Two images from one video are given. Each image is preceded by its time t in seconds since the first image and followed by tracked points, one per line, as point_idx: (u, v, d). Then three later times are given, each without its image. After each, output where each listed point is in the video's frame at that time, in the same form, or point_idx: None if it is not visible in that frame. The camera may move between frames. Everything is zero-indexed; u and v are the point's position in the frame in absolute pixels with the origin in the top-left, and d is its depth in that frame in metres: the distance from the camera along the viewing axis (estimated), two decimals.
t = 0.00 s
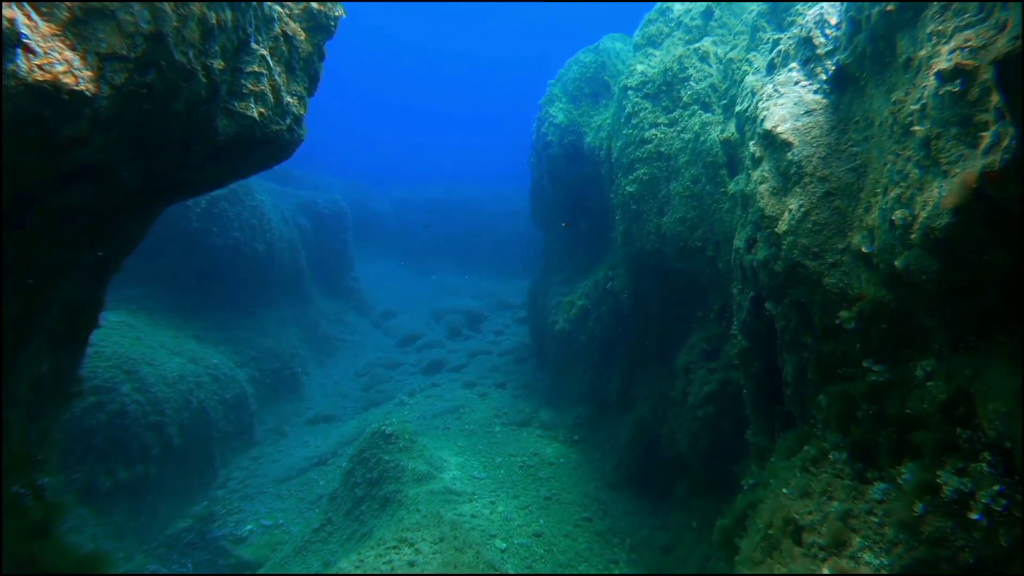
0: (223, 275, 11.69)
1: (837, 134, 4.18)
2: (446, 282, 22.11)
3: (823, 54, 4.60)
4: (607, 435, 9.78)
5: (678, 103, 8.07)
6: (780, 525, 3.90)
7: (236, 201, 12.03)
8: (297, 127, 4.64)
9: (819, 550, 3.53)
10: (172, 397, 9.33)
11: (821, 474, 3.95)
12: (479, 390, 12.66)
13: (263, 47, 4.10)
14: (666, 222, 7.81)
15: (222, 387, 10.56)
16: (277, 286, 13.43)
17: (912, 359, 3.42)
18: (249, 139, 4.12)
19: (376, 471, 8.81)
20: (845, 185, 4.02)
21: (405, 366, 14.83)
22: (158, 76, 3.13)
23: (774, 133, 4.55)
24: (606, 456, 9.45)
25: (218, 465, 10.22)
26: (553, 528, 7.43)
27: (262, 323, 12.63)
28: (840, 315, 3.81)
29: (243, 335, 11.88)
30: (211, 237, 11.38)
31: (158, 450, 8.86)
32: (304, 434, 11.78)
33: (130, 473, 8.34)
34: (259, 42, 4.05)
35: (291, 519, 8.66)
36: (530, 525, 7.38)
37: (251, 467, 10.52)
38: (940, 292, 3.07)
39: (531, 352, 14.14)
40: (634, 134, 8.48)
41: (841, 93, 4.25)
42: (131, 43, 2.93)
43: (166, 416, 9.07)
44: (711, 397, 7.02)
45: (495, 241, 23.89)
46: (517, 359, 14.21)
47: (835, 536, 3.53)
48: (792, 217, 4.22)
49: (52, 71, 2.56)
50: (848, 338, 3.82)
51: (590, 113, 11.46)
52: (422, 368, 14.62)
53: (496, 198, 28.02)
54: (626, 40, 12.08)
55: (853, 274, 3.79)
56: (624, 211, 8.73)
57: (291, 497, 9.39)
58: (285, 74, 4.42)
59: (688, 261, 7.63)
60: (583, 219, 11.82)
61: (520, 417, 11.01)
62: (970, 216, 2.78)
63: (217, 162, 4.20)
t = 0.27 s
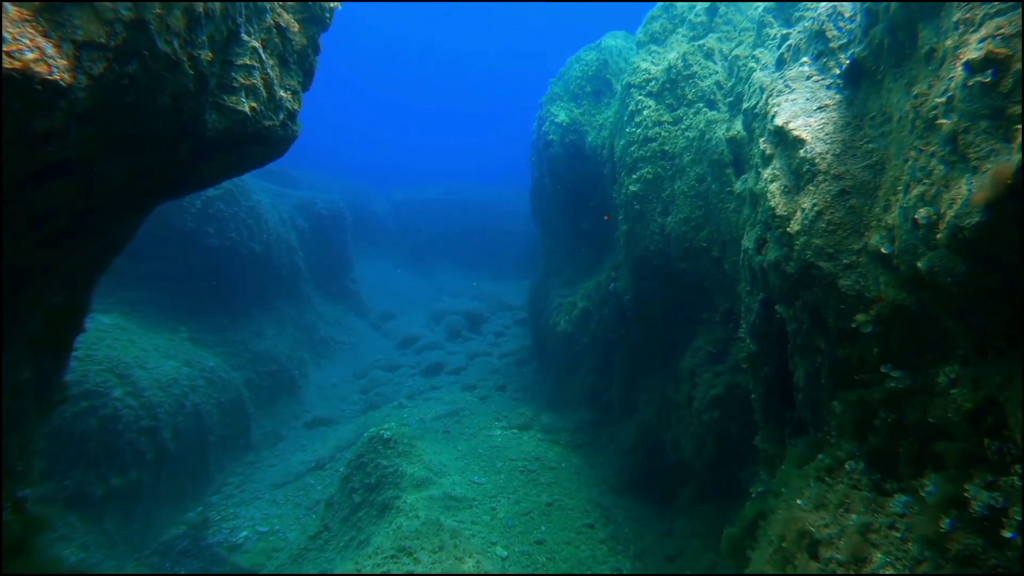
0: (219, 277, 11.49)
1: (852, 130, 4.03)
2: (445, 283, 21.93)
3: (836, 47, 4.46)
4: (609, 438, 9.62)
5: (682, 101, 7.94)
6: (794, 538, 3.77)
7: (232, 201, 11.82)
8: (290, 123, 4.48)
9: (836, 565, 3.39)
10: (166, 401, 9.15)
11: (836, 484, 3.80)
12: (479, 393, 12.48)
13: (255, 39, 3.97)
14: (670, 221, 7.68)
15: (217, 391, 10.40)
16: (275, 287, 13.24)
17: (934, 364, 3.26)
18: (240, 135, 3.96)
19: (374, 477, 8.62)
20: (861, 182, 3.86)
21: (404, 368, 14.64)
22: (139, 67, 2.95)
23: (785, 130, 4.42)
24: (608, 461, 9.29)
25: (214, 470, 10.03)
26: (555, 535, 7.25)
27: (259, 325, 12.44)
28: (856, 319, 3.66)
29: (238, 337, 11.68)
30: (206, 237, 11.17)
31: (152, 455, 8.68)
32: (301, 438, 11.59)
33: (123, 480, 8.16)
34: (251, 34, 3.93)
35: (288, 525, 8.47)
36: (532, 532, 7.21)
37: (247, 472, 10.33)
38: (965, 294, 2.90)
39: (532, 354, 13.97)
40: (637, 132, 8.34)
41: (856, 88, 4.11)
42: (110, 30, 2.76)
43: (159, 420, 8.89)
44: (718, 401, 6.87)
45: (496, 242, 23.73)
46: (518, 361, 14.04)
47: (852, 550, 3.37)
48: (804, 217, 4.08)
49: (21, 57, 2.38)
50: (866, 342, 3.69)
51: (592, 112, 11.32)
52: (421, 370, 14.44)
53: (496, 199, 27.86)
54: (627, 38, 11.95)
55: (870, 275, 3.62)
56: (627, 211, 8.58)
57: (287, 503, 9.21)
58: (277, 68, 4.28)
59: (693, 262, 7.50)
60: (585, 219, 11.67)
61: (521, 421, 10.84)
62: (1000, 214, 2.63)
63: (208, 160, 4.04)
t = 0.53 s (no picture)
0: (215, 278, 11.33)
1: (869, 125, 3.86)
2: (445, 285, 21.75)
3: (851, 40, 4.29)
4: (612, 443, 9.44)
5: (686, 99, 7.77)
6: (813, 554, 3.61)
7: (228, 202, 11.61)
8: (282, 119, 4.31)
9: None
10: (161, 405, 8.97)
11: (858, 498, 3.61)
12: (479, 397, 12.29)
13: (245, 30, 3.82)
14: (675, 222, 7.52)
15: (212, 394, 10.22)
16: (272, 289, 13.05)
17: (962, 372, 3.09)
18: (230, 132, 3.80)
19: (372, 483, 8.43)
20: (880, 180, 3.69)
21: (403, 371, 14.45)
22: (121, 57, 2.79)
23: (798, 127, 4.25)
24: (611, 466, 9.10)
25: (209, 475, 9.84)
26: (558, 543, 7.06)
27: (256, 327, 12.25)
28: (877, 324, 3.47)
29: (234, 340, 11.48)
30: (202, 239, 11.00)
31: (147, 460, 8.50)
32: (298, 442, 11.40)
33: (117, 486, 7.96)
34: (242, 26, 3.78)
35: (283, 532, 8.28)
36: (534, 540, 7.02)
37: (243, 477, 10.15)
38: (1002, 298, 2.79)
39: (532, 357, 13.78)
40: (640, 131, 8.16)
41: (873, 82, 3.94)
42: (86, 16, 2.60)
43: (154, 425, 8.71)
44: (725, 406, 6.71)
45: (496, 243, 23.58)
46: (518, 363, 13.86)
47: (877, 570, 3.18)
48: (819, 217, 3.91)
49: None
50: (887, 349, 3.50)
51: (593, 111, 11.16)
52: (420, 373, 14.25)
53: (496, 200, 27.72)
54: (629, 37, 11.81)
55: (890, 277, 3.46)
56: (630, 212, 8.40)
57: (284, 508, 9.02)
58: (270, 61, 4.14)
59: (698, 264, 7.34)
60: (586, 220, 11.50)
61: (522, 425, 10.66)
62: None
63: (198, 156, 3.86)
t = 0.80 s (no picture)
0: (211, 280, 11.18)
1: (891, 120, 3.67)
2: (445, 286, 21.56)
3: (870, 32, 4.10)
4: (616, 449, 9.25)
5: (691, 97, 7.60)
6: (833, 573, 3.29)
7: (225, 202, 11.42)
8: (275, 115, 4.15)
9: None
10: (156, 409, 8.80)
11: (881, 514, 3.41)
12: (478, 401, 12.10)
13: (236, 20, 3.67)
14: (680, 223, 7.34)
15: (208, 398, 10.06)
16: (269, 291, 12.87)
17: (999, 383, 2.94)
18: (221, 129, 3.66)
19: (370, 490, 8.23)
20: (903, 178, 3.49)
21: (401, 374, 14.25)
22: (99, 42, 2.70)
23: (814, 123, 4.06)
24: (615, 472, 8.91)
25: (205, 480, 9.65)
26: (561, 552, 6.86)
27: (253, 329, 12.07)
28: (901, 329, 3.30)
29: (231, 342, 11.31)
30: (198, 240, 10.84)
31: (142, 467, 8.31)
32: (295, 446, 11.20)
33: (110, 492, 7.77)
34: (233, 16, 3.63)
35: (280, 539, 8.08)
36: (536, 548, 6.83)
37: (239, 483, 9.96)
38: None
39: (533, 360, 13.58)
40: (644, 130, 7.97)
41: (894, 76, 3.75)
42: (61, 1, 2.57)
43: (150, 429, 8.54)
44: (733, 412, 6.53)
45: (496, 244, 23.41)
46: (518, 367, 13.66)
47: None
48: (838, 217, 3.74)
49: None
50: (912, 356, 3.33)
51: (595, 111, 10.98)
52: (419, 376, 14.05)
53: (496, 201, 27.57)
54: (631, 35, 11.65)
55: (915, 280, 3.28)
56: (634, 213, 8.21)
57: (281, 514, 8.83)
58: (262, 53, 3.99)
59: (703, 266, 7.16)
60: (588, 221, 11.31)
61: (523, 429, 10.46)
62: None
63: (187, 154, 3.71)
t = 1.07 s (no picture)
0: (207, 281, 10.97)
1: (914, 115, 3.49)
2: (445, 288, 21.37)
3: (893, 23, 3.90)
4: (620, 454, 9.07)
5: (697, 95, 7.44)
6: None
7: (222, 202, 11.20)
8: (267, 111, 3.98)
9: None
10: (149, 414, 8.60)
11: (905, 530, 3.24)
12: (479, 404, 11.90)
13: (226, 10, 3.51)
14: (686, 223, 7.16)
15: (204, 401, 9.87)
16: (267, 293, 12.68)
17: None
18: (210, 125, 3.50)
19: (368, 497, 8.03)
20: (927, 176, 3.31)
21: (401, 376, 14.05)
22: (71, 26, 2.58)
23: (831, 120, 3.92)
24: (618, 478, 8.73)
25: (200, 486, 9.45)
26: (565, 562, 6.66)
27: (250, 332, 11.88)
28: (928, 336, 3.13)
29: (227, 345, 11.11)
30: (194, 240, 10.63)
31: (134, 472, 8.10)
32: (292, 451, 11.00)
33: (102, 499, 7.56)
34: (223, 7, 3.49)
35: (275, 547, 7.87)
36: (538, 558, 6.63)
37: (235, 488, 9.76)
38: None
39: (534, 363, 13.39)
40: (649, 129, 7.82)
41: (917, 69, 3.57)
42: None
43: (143, 434, 8.35)
44: (741, 418, 6.36)
45: (497, 244, 23.22)
46: (519, 370, 13.47)
47: None
48: (856, 218, 3.58)
49: None
50: (940, 364, 3.16)
51: (597, 109, 10.81)
52: (418, 378, 13.85)
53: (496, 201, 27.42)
54: (634, 33, 11.50)
55: (941, 285, 3.10)
56: (638, 213, 8.03)
57: (277, 521, 8.62)
58: (254, 45, 3.84)
59: (710, 268, 6.99)
60: (590, 222, 11.13)
61: (524, 434, 10.28)
62: None
63: (174, 151, 3.54)
